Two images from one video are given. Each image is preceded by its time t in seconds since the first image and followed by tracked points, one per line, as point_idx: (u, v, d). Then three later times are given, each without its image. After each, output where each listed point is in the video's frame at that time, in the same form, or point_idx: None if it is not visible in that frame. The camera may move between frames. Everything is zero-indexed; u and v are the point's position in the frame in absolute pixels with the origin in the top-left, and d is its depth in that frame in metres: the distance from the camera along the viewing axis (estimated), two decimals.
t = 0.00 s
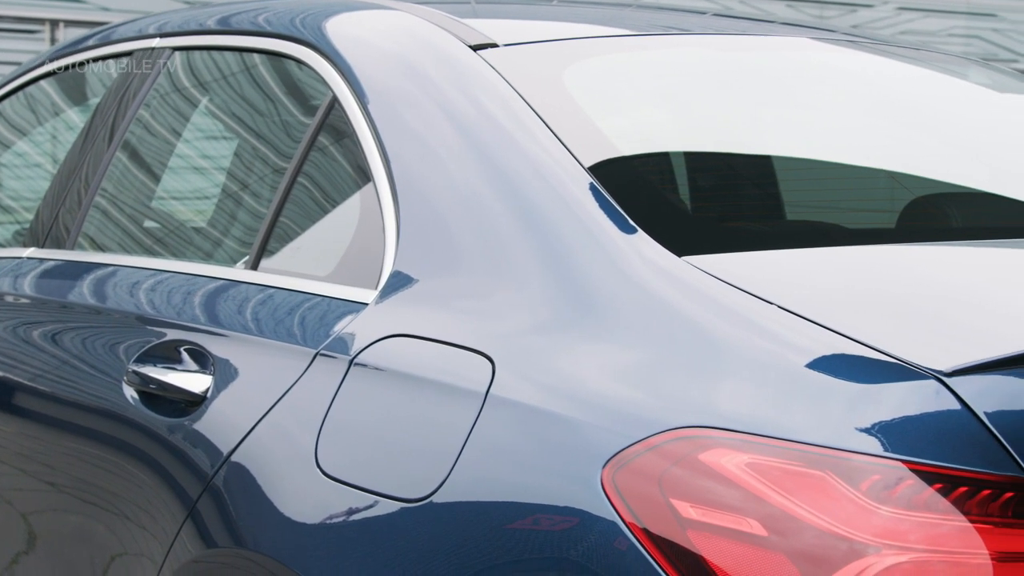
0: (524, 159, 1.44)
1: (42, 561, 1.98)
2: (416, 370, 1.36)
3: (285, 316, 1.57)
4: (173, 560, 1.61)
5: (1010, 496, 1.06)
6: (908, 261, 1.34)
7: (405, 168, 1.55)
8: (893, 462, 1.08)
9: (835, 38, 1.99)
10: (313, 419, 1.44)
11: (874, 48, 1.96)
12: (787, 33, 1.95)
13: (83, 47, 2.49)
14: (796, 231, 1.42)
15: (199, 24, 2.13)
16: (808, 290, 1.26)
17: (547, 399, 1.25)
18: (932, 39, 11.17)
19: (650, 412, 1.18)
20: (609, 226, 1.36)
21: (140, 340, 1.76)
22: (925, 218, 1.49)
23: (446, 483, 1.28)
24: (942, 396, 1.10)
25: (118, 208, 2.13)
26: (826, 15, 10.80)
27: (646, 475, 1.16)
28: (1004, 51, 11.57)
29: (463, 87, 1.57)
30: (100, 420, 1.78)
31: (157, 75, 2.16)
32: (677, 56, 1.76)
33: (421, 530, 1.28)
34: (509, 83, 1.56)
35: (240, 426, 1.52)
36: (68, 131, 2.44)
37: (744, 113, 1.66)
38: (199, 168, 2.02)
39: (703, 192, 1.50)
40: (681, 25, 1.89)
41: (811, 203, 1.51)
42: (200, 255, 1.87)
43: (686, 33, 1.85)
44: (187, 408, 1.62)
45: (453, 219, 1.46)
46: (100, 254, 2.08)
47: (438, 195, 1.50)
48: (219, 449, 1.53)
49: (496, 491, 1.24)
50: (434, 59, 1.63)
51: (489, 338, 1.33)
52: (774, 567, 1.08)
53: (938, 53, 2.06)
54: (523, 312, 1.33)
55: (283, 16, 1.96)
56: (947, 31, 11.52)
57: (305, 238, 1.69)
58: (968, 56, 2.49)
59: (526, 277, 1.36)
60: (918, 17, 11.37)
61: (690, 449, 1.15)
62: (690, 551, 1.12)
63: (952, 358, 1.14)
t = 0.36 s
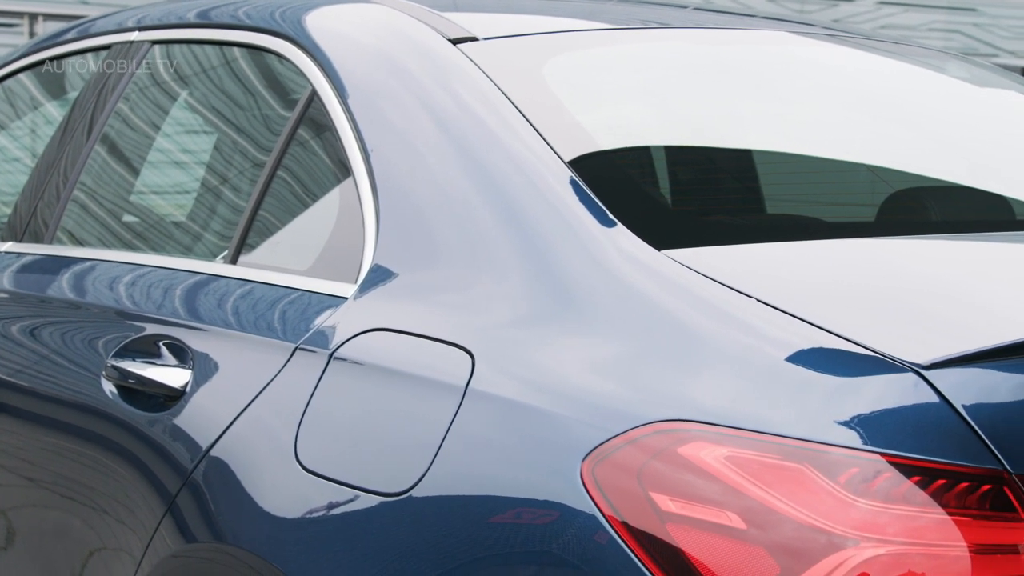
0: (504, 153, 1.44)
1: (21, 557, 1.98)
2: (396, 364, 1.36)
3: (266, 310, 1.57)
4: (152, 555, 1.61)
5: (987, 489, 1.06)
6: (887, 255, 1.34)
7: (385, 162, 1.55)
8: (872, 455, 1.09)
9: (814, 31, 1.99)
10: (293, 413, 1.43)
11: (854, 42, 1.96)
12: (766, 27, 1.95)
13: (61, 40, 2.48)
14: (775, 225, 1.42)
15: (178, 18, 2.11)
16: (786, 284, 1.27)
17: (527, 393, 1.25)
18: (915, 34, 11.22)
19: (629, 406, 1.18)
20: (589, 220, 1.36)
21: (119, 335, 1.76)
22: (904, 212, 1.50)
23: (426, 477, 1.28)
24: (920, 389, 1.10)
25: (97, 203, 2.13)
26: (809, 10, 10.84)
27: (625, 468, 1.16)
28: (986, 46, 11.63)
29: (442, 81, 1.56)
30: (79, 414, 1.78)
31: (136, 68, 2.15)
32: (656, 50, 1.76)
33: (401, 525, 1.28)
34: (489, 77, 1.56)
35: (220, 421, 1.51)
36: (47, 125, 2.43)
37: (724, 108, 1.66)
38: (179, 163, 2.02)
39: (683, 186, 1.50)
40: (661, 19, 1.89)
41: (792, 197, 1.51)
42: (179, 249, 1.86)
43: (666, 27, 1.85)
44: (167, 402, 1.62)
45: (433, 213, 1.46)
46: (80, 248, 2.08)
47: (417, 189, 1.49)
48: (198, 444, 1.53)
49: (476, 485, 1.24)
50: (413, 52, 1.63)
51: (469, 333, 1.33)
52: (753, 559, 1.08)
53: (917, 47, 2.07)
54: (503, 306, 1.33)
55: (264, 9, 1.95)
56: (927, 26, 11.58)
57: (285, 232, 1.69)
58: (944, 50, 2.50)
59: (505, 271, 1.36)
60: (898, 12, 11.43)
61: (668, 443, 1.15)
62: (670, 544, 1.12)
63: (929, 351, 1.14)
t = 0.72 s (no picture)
0: (485, 149, 1.44)
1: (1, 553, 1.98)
2: (378, 360, 1.36)
3: (247, 306, 1.56)
4: (132, 551, 1.60)
5: (967, 483, 1.07)
6: (867, 249, 1.35)
7: (366, 157, 1.55)
8: (851, 449, 1.09)
9: (795, 27, 1.99)
10: (274, 409, 1.43)
11: (835, 38, 1.97)
12: (747, 22, 1.95)
13: (40, 34, 2.46)
14: (756, 221, 1.42)
15: (158, 12, 2.10)
16: (765, 279, 1.27)
17: (508, 388, 1.25)
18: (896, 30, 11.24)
19: (610, 401, 1.19)
20: (570, 215, 1.36)
21: (99, 331, 1.76)
22: (885, 207, 1.50)
23: (407, 472, 1.28)
24: (900, 383, 1.11)
25: (77, 198, 2.12)
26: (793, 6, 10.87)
27: (606, 464, 1.16)
28: (969, 42, 11.68)
29: (423, 76, 1.56)
30: (59, 411, 1.78)
31: (116, 63, 2.14)
32: (636, 45, 1.76)
33: (383, 520, 1.28)
34: (470, 72, 1.56)
35: (200, 417, 1.51)
36: (28, 120, 2.42)
37: (705, 103, 1.66)
38: (160, 158, 2.01)
39: (664, 181, 1.50)
40: (641, 14, 1.89)
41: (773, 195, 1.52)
42: (160, 245, 1.86)
43: (646, 22, 1.85)
44: (147, 398, 1.61)
45: (414, 209, 1.45)
46: (60, 244, 2.07)
47: (398, 185, 1.49)
48: (178, 440, 1.53)
49: (457, 480, 1.24)
50: (393, 47, 1.62)
51: (450, 328, 1.33)
52: (733, 554, 1.08)
53: (898, 43, 2.07)
54: (483, 301, 1.33)
55: (245, 4, 1.94)
56: (909, 22, 11.63)
57: (266, 228, 1.69)
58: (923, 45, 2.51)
59: (485, 266, 1.35)
60: (880, 8, 11.48)
61: (649, 438, 1.15)
62: (651, 539, 1.12)
63: (907, 346, 1.14)
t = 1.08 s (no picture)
0: (467, 144, 1.44)
1: None
2: (361, 356, 1.36)
3: (230, 303, 1.56)
4: (114, 548, 1.60)
5: (948, 478, 1.07)
6: (848, 245, 1.35)
7: (348, 153, 1.54)
8: (833, 445, 1.09)
9: (777, 23, 2.00)
10: (257, 406, 1.43)
11: (817, 34, 1.97)
12: (729, 18, 1.95)
13: (21, 29, 2.45)
14: (738, 217, 1.43)
15: (140, 8, 2.08)
16: (746, 274, 1.27)
17: (490, 384, 1.25)
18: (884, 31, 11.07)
19: (592, 397, 1.19)
20: (553, 212, 1.35)
21: (81, 327, 1.75)
22: (867, 202, 1.51)
23: (389, 468, 1.27)
24: (881, 378, 1.11)
25: (59, 194, 2.12)
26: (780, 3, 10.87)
27: (589, 460, 1.16)
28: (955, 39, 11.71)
29: (405, 72, 1.56)
30: (40, 407, 1.77)
31: (97, 58, 2.13)
32: (618, 41, 1.76)
33: (366, 516, 1.28)
34: (452, 69, 1.56)
35: (182, 414, 1.51)
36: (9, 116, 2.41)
37: (687, 99, 1.67)
38: (142, 154, 2.01)
39: (647, 176, 1.50)
40: (623, 10, 1.89)
41: (756, 192, 1.53)
42: (142, 240, 1.86)
43: (629, 18, 1.85)
44: (129, 395, 1.61)
45: (396, 205, 1.45)
46: (42, 241, 2.07)
47: (381, 180, 1.49)
48: (160, 436, 1.52)
49: (439, 476, 1.24)
50: (375, 43, 1.62)
51: (433, 324, 1.32)
52: (714, 549, 1.08)
53: (879, 39, 2.08)
54: (465, 297, 1.33)
55: None
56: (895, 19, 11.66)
57: (248, 224, 1.68)
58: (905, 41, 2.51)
59: (467, 262, 1.35)
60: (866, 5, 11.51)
61: (631, 433, 1.15)
62: (633, 535, 1.12)
63: (888, 341, 1.14)
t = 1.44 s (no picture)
0: (449, 142, 1.43)
1: None
2: (344, 354, 1.36)
3: (213, 301, 1.56)
4: (96, 546, 1.60)
5: (929, 474, 1.07)
6: (829, 242, 1.35)
7: (331, 150, 1.54)
8: (815, 442, 1.09)
9: (759, 21, 2.01)
10: (240, 404, 1.43)
11: (800, 32, 1.98)
12: (711, 16, 1.96)
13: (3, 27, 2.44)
14: (720, 214, 1.43)
15: (123, 5, 2.05)
16: (728, 272, 1.27)
17: (473, 382, 1.25)
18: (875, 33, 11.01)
19: (574, 395, 1.19)
20: (536, 209, 1.35)
21: (62, 326, 1.75)
22: (849, 199, 1.51)
23: (372, 466, 1.27)
24: (863, 375, 1.11)
25: (40, 191, 2.12)
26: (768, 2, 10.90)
27: (571, 457, 1.16)
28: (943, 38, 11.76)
29: (387, 69, 1.55)
30: (22, 406, 1.77)
31: (79, 55, 2.12)
32: (601, 39, 1.76)
33: (349, 515, 1.27)
34: (435, 67, 1.55)
35: (165, 412, 1.50)
36: None
37: (669, 97, 1.67)
38: (125, 152, 2.00)
39: (630, 174, 1.50)
40: (606, 8, 1.89)
41: (738, 185, 1.52)
42: (125, 238, 1.85)
43: (611, 16, 1.85)
44: (110, 393, 1.61)
45: (379, 203, 1.45)
46: (24, 239, 2.07)
47: (363, 178, 1.48)
48: (142, 435, 1.52)
49: (422, 474, 1.24)
50: (358, 41, 1.62)
51: (416, 322, 1.32)
52: (697, 546, 1.09)
53: (862, 37, 2.09)
54: (448, 295, 1.33)
55: None
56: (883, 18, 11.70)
57: (231, 221, 1.68)
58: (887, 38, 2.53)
59: (450, 260, 1.35)
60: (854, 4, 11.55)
61: (614, 431, 1.15)
62: (616, 532, 1.12)
63: (869, 338, 1.15)
